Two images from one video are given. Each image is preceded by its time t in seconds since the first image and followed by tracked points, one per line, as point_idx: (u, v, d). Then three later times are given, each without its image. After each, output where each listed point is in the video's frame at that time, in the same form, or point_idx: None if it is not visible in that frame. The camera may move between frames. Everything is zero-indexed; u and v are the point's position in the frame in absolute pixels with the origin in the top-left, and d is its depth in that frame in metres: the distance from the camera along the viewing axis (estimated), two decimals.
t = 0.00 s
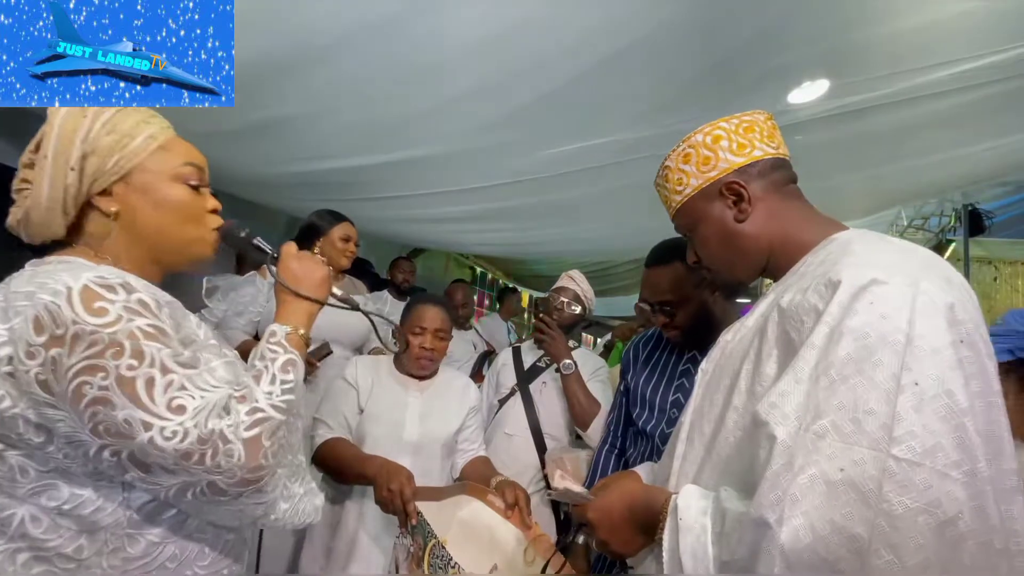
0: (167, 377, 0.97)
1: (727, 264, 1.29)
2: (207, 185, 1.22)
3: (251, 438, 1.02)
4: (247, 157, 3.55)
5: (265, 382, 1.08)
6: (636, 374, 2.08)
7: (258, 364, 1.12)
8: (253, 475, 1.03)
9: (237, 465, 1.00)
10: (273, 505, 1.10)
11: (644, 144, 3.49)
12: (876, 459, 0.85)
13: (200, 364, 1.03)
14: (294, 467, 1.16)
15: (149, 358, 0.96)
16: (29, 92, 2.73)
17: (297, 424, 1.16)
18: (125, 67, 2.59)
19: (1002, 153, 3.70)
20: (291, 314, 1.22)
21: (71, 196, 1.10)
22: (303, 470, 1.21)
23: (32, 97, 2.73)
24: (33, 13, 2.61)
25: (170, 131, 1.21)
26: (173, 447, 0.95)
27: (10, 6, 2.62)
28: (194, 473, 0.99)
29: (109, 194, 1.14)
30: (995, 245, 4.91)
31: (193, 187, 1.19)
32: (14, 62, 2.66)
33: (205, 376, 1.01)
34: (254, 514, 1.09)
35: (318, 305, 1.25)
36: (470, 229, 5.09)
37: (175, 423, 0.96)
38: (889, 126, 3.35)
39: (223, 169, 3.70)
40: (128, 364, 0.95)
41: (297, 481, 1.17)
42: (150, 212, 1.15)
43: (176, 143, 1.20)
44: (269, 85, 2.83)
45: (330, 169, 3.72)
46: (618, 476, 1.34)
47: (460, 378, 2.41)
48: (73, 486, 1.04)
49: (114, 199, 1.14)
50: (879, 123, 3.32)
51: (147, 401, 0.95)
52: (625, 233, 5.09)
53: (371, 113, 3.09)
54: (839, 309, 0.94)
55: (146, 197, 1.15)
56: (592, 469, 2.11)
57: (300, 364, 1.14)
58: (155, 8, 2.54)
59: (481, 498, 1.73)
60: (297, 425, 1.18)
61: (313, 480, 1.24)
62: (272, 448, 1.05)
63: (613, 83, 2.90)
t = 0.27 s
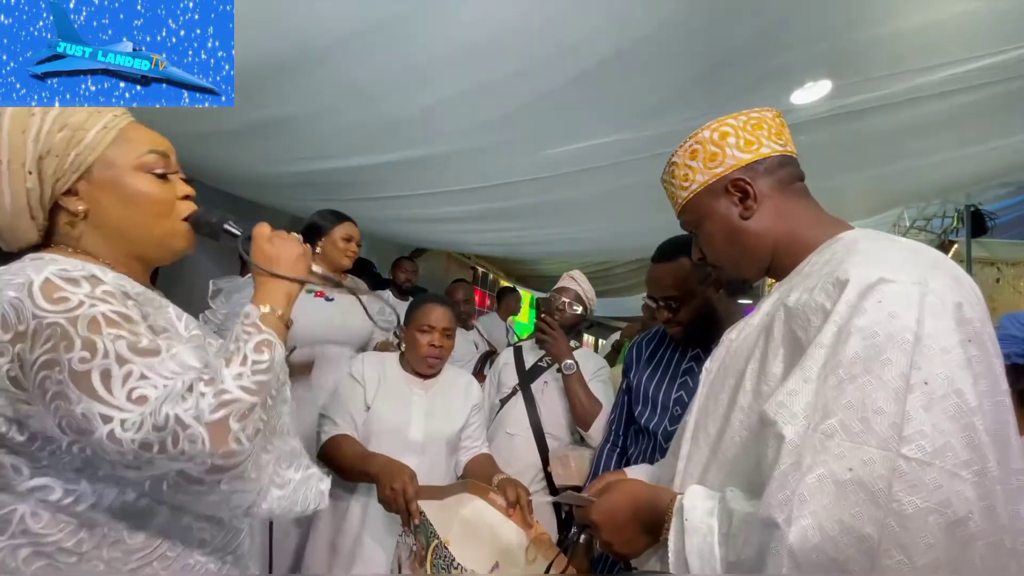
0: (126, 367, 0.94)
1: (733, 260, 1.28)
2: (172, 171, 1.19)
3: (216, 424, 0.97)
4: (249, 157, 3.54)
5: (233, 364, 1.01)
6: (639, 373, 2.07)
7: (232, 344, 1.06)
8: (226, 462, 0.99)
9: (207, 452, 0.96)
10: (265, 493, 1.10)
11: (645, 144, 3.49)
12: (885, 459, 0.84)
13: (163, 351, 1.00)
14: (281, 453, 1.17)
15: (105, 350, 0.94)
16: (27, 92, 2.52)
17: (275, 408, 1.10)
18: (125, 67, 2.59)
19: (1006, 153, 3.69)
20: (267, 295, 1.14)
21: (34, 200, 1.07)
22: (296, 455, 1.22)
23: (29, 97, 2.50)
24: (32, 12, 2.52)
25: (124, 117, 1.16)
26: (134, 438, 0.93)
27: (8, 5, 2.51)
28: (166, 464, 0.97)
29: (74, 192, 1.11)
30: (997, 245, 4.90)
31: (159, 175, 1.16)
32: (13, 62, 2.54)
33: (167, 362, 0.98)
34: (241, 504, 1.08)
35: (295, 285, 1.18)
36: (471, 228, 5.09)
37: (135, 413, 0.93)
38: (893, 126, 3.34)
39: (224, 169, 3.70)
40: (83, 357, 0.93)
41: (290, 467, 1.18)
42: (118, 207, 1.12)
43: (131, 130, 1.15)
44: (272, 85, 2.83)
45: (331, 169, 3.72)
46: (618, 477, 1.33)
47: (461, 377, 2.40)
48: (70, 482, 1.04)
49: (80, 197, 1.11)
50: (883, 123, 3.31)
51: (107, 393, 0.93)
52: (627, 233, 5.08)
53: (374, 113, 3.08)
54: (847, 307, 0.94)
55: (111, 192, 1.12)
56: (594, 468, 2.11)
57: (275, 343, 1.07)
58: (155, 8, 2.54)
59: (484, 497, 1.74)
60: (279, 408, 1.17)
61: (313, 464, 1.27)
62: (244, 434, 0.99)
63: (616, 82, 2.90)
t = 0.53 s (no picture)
0: (111, 344, 1.00)
1: (736, 260, 1.28)
2: (184, 180, 1.25)
3: (187, 394, 0.97)
4: (252, 158, 3.55)
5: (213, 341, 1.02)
6: (641, 376, 2.07)
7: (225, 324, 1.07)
8: (199, 434, 0.99)
9: (176, 422, 0.97)
10: (256, 470, 1.08)
11: (647, 145, 3.49)
12: (893, 460, 0.84)
13: (147, 332, 1.06)
14: (277, 432, 1.12)
15: (93, 330, 1.00)
16: (29, 92, 2.73)
17: (263, 385, 1.07)
18: (126, 68, 2.56)
19: (1008, 154, 3.69)
20: (266, 280, 1.14)
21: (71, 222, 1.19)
22: (301, 435, 1.17)
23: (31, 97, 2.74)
24: (33, 13, 2.55)
25: (139, 137, 1.24)
26: (110, 407, 0.97)
27: (10, 6, 2.59)
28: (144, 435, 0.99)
29: (102, 210, 1.20)
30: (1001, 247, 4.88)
31: (170, 185, 1.22)
32: (14, 62, 2.66)
33: (148, 340, 1.04)
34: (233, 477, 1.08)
35: (296, 271, 1.17)
36: (473, 229, 5.09)
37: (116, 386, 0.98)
38: (895, 128, 3.35)
39: (227, 170, 3.71)
40: (73, 335, 1.00)
41: (291, 448, 1.13)
42: (139, 219, 1.20)
43: (144, 148, 1.23)
44: (275, 86, 2.84)
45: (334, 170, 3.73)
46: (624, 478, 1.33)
47: (462, 378, 2.39)
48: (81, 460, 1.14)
49: (106, 213, 1.20)
50: (885, 125, 3.31)
51: (92, 366, 0.99)
52: (629, 233, 5.08)
53: (376, 115, 3.09)
54: (854, 308, 0.94)
55: (130, 207, 1.19)
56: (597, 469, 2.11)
57: (264, 324, 1.06)
58: (155, 8, 2.42)
59: (487, 492, 1.75)
60: (271, 387, 1.13)
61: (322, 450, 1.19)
62: (217, 406, 0.99)
63: (619, 83, 2.90)
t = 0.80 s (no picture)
0: (121, 376, 1.04)
1: (737, 260, 1.29)
2: (232, 210, 1.27)
3: (170, 432, 1.00)
4: (253, 159, 3.57)
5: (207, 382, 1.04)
6: (641, 377, 2.07)
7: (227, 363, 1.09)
8: (177, 469, 1.01)
9: (156, 458, 1.00)
10: (236, 502, 1.09)
11: (647, 146, 3.50)
12: (886, 461, 0.85)
13: (158, 364, 1.08)
14: (263, 467, 1.14)
15: (110, 360, 1.04)
16: (29, 92, 2.83)
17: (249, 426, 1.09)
18: (125, 68, 2.69)
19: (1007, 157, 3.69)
20: (274, 316, 1.14)
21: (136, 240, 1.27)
22: (287, 470, 1.17)
23: (31, 97, 2.84)
24: (33, 13, 2.63)
25: (203, 166, 1.29)
26: (108, 436, 1.01)
27: (11, 7, 2.67)
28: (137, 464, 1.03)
29: (162, 232, 1.26)
30: (1001, 250, 4.88)
31: (218, 214, 1.25)
32: (14, 62, 2.74)
33: (156, 373, 1.07)
34: (212, 508, 1.09)
35: (305, 309, 1.16)
36: (473, 230, 5.11)
37: (115, 415, 1.02)
38: (893, 130, 3.36)
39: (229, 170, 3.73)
40: (93, 364, 1.04)
41: (274, 483, 1.14)
42: (189, 245, 1.25)
43: (203, 177, 1.27)
44: (275, 88, 2.85)
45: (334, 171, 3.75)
46: (624, 474, 1.33)
47: (466, 377, 2.40)
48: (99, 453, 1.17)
49: (165, 236, 1.26)
50: (883, 127, 3.32)
51: (103, 396, 1.03)
52: (628, 235, 5.09)
53: (376, 116, 3.11)
54: (849, 311, 0.95)
55: (183, 233, 1.24)
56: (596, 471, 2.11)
57: (257, 365, 1.07)
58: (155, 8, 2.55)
59: (492, 490, 1.75)
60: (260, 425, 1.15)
61: (310, 485, 1.19)
62: (196, 446, 1.01)
63: (618, 85, 2.91)
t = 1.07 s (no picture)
0: (112, 386, 1.07)
1: (740, 258, 1.29)
2: (267, 230, 1.33)
3: (148, 446, 1.04)
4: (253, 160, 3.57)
5: (191, 401, 1.08)
6: (638, 380, 2.07)
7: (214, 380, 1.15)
8: (149, 482, 1.05)
9: (131, 470, 1.04)
10: (203, 516, 1.10)
11: (648, 147, 3.49)
12: (887, 462, 0.85)
13: (145, 376, 1.08)
14: (234, 485, 1.16)
15: (105, 369, 1.08)
16: (28, 92, 2.81)
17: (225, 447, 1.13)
18: (125, 68, 2.69)
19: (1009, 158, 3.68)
20: (267, 345, 1.20)
21: (172, 241, 1.33)
22: (258, 490, 1.19)
23: (31, 97, 2.82)
24: (33, 13, 2.63)
25: (249, 186, 1.36)
26: (94, 443, 1.05)
27: (10, 7, 2.66)
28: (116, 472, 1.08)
29: (197, 238, 1.32)
30: (1002, 252, 4.87)
31: (252, 232, 1.31)
32: (14, 62, 2.74)
33: (142, 387, 1.07)
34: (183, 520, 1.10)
35: (298, 341, 1.21)
36: (473, 231, 5.10)
37: (102, 425, 1.05)
38: (894, 131, 3.35)
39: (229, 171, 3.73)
40: (92, 372, 1.08)
41: (243, 501, 1.15)
42: (219, 255, 1.30)
43: (247, 196, 1.33)
44: (276, 90, 2.86)
45: (335, 172, 3.74)
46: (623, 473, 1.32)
47: (469, 376, 2.42)
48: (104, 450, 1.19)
49: (199, 242, 1.32)
50: (884, 128, 3.32)
51: (94, 403, 1.07)
52: (629, 236, 5.08)
53: (377, 117, 3.11)
54: (850, 311, 0.94)
55: (216, 242, 1.30)
56: (594, 474, 2.11)
57: (239, 392, 1.12)
58: (155, 8, 2.58)
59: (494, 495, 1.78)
60: (236, 446, 1.18)
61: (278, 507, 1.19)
62: (170, 462, 1.05)
63: (620, 86, 2.90)
